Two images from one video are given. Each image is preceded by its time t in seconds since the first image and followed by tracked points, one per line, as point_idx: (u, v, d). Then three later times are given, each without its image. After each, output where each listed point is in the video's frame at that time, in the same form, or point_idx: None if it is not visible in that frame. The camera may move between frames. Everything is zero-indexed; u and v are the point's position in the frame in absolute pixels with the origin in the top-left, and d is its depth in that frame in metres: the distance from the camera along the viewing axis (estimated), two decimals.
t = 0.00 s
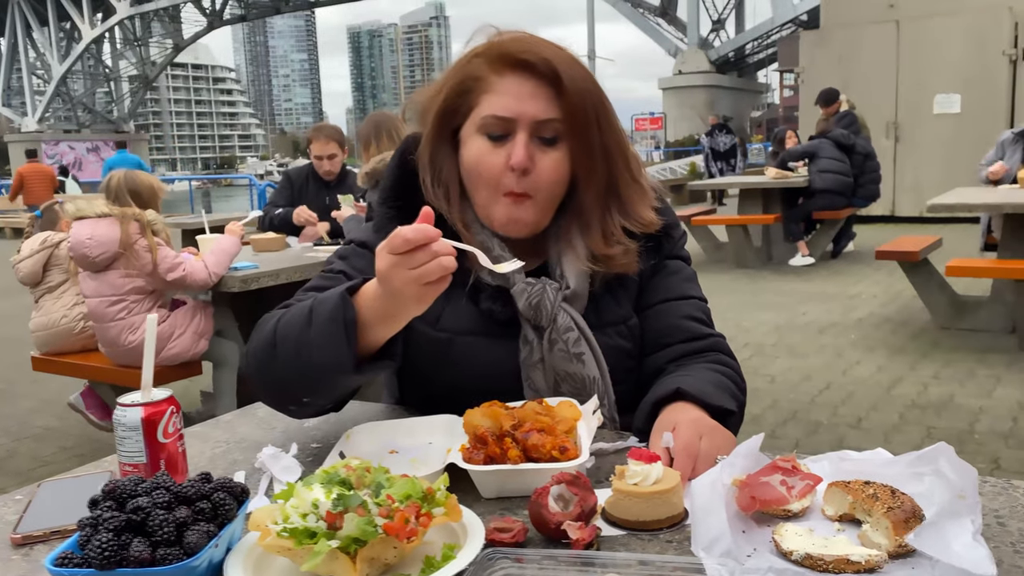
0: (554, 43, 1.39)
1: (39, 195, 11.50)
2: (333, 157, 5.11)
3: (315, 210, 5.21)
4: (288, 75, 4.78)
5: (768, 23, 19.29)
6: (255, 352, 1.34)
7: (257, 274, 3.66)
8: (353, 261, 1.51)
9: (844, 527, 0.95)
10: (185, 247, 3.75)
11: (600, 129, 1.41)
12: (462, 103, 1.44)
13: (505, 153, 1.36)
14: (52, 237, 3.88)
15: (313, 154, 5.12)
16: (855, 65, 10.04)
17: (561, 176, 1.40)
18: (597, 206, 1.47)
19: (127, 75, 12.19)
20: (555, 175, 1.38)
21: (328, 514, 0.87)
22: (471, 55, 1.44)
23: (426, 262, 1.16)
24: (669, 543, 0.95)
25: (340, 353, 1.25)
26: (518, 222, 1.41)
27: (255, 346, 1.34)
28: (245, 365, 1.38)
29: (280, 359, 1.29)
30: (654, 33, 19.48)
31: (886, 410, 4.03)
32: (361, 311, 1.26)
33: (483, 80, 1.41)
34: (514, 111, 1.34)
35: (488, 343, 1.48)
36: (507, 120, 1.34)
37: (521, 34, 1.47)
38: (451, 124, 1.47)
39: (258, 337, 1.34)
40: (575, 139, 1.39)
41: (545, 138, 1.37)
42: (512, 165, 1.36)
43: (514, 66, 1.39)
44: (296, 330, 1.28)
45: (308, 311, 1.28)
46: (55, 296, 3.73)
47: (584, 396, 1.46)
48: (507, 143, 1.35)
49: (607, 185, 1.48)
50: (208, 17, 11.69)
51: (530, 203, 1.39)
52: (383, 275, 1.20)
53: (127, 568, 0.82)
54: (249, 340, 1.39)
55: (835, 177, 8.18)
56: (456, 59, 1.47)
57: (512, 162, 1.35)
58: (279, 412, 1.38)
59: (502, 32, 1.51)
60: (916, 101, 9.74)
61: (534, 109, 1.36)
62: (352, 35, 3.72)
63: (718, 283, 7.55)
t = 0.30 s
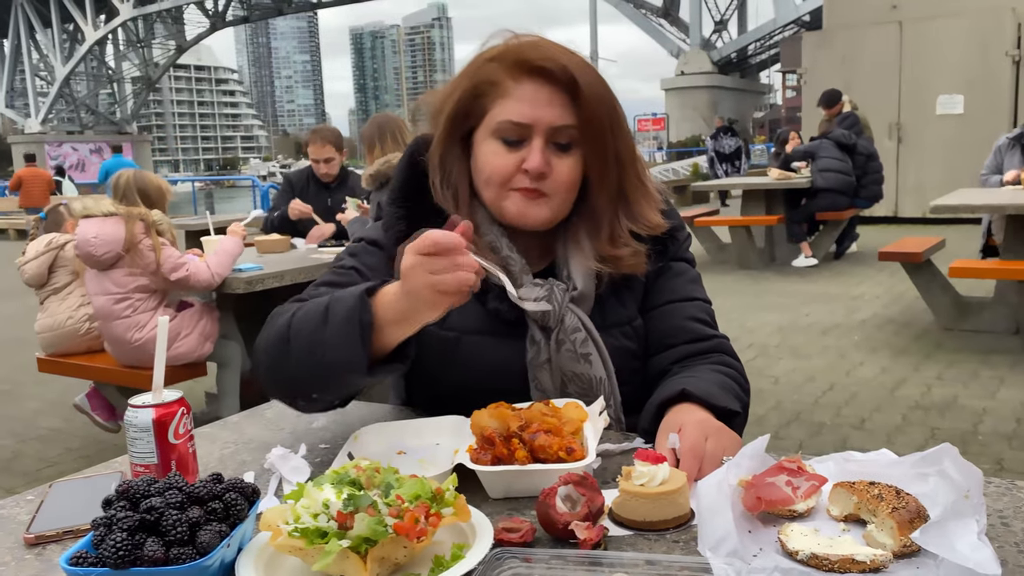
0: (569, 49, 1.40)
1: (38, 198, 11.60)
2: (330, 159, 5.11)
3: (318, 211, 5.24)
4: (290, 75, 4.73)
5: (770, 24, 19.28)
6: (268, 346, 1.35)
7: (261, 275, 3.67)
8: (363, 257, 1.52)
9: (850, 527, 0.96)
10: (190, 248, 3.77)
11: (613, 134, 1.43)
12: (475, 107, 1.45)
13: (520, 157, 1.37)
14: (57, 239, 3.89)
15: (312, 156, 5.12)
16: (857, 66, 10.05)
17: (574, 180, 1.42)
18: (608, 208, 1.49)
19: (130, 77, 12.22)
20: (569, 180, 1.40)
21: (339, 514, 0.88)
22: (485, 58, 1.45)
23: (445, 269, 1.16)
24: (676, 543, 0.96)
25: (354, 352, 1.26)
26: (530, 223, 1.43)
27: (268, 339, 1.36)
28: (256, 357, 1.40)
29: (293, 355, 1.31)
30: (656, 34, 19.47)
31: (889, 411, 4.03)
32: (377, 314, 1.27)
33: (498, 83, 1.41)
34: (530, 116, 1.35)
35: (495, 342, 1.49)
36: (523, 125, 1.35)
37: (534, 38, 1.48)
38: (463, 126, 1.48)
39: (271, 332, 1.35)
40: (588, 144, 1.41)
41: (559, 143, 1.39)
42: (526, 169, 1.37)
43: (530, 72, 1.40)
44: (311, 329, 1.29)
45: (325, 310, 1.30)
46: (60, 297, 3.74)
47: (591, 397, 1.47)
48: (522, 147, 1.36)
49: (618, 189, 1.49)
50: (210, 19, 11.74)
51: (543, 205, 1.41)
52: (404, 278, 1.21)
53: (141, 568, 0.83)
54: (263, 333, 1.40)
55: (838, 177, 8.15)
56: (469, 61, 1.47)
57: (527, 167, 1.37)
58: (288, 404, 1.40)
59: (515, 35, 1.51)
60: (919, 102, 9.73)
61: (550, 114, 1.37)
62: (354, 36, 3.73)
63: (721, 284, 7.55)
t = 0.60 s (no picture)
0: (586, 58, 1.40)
1: (40, 198, 11.65)
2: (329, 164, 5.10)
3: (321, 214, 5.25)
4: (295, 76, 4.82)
5: (776, 24, 19.27)
6: (307, 327, 1.37)
7: (267, 276, 3.70)
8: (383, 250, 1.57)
9: (846, 527, 0.96)
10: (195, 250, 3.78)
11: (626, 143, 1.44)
12: (491, 110, 1.44)
13: (534, 164, 1.38)
14: (66, 240, 3.92)
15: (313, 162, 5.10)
16: (863, 66, 10.04)
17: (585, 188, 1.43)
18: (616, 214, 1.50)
19: (136, 78, 12.29)
20: (581, 188, 1.41)
21: (340, 515, 0.89)
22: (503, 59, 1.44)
23: (536, 330, 1.17)
24: (673, 543, 0.97)
25: (394, 364, 1.27)
26: (541, 228, 1.44)
27: (308, 322, 1.37)
28: (287, 332, 1.42)
29: (330, 348, 1.33)
30: (662, 34, 19.48)
31: (894, 412, 4.03)
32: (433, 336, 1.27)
33: (515, 89, 1.41)
34: (546, 124, 1.36)
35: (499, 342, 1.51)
36: (539, 133, 1.36)
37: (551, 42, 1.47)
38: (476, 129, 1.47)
39: (315, 314, 1.37)
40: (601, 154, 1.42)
41: (572, 152, 1.39)
42: (540, 177, 1.38)
43: (547, 79, 1.40)
44: (358, 328, 1.30)
45: (380, 315, 1.31)
46: (67, 298, 3.76)
47: (593, 399, 1.48)
48: (536, 155, 1.37)
49: (627, 197, 1.50)
50: (216, 21, 11.73)
51: (554, 212, 1.42)
52: (491, 315, 1.22)
53: (145, 567, 0.84)
54: (300, 309, 1.42)
55: (844, 177, 8.13)
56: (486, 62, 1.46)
57: (541, 175, 1.38)
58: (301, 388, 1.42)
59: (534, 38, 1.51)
60: (924, 102, 9.72)
61: (566, 122, 1.38)
62: (360, 37, 3.74)
63: (726, 285, 7.56)
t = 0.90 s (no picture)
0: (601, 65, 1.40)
1: (42, 199, 11.74)
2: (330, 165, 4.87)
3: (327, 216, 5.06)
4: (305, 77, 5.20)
5: (786, 22, 19.20)
6: (334, 334, 1.26)
7: (274, 277, 3.73)
8: (397, 250, 1.48)
9: (841, 531, 0.97)
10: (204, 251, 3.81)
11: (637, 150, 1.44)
12: (506, 113, 1.42)
13: (547, 168, 1.38)
14: (75, 241, 3.94)
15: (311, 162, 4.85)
16: (872, 66, 10.01)
17: (596, 194, 1.42)
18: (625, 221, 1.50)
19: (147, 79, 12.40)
20: (592, 193, 1.41)
21: (337, 517, 0.90)
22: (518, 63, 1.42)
23: (579, 373, 1.03)
24: (669, 546, 0.97)
25: (422, 387, 1.14)
26: (551, 233, 1.43)
27: (332, 327, 1.27)
28: (315, 335, 1.32)
29: (355, 359, 1.22)
30: (671, 33, 19.47)
31: (900, 413, 4.02)
32: (469, 364, 1.14)
33: (530, 92, 1.40)
34: (562, 128, 1.35)
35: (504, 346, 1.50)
36: (554, 138, 1.35)
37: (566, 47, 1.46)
38: (489, 132, 1.45)
39: (347, 319, 1.26)
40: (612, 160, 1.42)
41: (585, 157, 1.39)
42: (553, 181, 1.37)
43: (561, 84, 1.39)
44: (390, 345, 1.19)
45: (413, 332, 1.18)
46: (77, 298, 3.78)
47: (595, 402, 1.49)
48: (550, 158, 1.37)
49: (636, 203, 1.50)
50: (227, 22, 11.90)
51: (566, 216, 1.41)
52: (538, 347, 1.10)
53: (145, 568, 0.85)
54: (331, 312, 1.31)
55: (852, 176, 8.10)
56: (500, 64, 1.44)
57: (554, 179, 1.37)
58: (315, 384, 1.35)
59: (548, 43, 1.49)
60: (934, 101, 9.68)
61: (581, 127, 1.37)
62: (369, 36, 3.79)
63: (734, 285, 7.55)
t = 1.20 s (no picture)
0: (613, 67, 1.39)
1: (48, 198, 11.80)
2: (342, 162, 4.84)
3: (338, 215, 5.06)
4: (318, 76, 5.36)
5: (800, 19, 19.11)
6: (348, 339, 1.26)
7: (285, 276, 3.77)
8: (407, 252, 1.48)
9: (843, 534, 0.97)
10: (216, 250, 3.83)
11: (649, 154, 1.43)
12: (517, 114, 1.42)
13: (559, 170, 1.37)
14: (89, 240, 3.95)
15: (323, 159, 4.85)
16: (886, 64, 9.96)
17: (607, 197, 1.42)
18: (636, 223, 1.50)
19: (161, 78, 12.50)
20: (604, 196, 1.40)
21: (340, 517, 0.91)
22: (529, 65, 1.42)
23: (587, 393, 1.05)
24: (671, 548, 0.98)
25: (435, 396, 1.13)
26: (563, 236, 1.42)
27: (346, 333, 1.27)
28: (328, 337, 1.32)
29: (368, 365, 1.21)
30: (685, 31, 19.43)
31: (912, 413, 4.00)
32: (478, 374, 1.13)
33: (541, 94, 1.39)
34: (574, 130, 1.35)
35: (512, 347, 1.50)
36: (567, 140, 1.35)
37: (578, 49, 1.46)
38: (500, 134, 1.45)
39: (360, 325, 1.26)
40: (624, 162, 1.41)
41: (596, 159, 1.39)
42: (564, 183, 1.37)
43: (573, 86, 1.39)
44: (401, 353, 1.17)
45: (424, 341, 1.17)
46: (90, 297, 3.81)
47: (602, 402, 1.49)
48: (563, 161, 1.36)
49: (645, 205, 1.50)
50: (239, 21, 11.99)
51: (577, 219, 1.40)
52: (547, 363, 1.10)
53: (148, 567, 0.86)
54: (343, 316, 1.32)
55: (865, 175, 8.07)
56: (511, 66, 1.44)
57: (565, 181, 1.37)
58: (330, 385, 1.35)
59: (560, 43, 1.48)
60: (949, 99, 9.61)
61: (593, 129, 1.37)
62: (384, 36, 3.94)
63: (746, 284, 7.53)
